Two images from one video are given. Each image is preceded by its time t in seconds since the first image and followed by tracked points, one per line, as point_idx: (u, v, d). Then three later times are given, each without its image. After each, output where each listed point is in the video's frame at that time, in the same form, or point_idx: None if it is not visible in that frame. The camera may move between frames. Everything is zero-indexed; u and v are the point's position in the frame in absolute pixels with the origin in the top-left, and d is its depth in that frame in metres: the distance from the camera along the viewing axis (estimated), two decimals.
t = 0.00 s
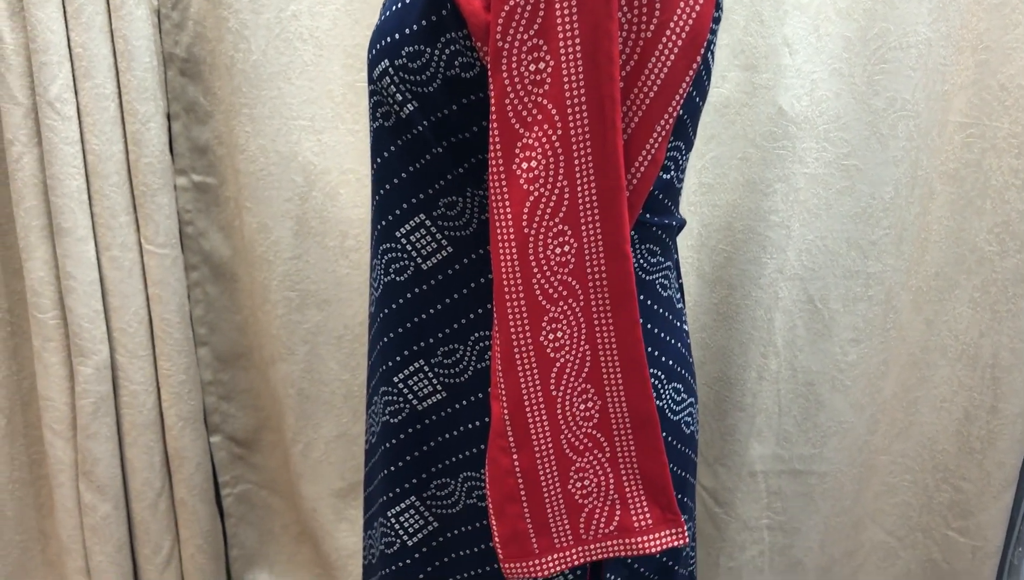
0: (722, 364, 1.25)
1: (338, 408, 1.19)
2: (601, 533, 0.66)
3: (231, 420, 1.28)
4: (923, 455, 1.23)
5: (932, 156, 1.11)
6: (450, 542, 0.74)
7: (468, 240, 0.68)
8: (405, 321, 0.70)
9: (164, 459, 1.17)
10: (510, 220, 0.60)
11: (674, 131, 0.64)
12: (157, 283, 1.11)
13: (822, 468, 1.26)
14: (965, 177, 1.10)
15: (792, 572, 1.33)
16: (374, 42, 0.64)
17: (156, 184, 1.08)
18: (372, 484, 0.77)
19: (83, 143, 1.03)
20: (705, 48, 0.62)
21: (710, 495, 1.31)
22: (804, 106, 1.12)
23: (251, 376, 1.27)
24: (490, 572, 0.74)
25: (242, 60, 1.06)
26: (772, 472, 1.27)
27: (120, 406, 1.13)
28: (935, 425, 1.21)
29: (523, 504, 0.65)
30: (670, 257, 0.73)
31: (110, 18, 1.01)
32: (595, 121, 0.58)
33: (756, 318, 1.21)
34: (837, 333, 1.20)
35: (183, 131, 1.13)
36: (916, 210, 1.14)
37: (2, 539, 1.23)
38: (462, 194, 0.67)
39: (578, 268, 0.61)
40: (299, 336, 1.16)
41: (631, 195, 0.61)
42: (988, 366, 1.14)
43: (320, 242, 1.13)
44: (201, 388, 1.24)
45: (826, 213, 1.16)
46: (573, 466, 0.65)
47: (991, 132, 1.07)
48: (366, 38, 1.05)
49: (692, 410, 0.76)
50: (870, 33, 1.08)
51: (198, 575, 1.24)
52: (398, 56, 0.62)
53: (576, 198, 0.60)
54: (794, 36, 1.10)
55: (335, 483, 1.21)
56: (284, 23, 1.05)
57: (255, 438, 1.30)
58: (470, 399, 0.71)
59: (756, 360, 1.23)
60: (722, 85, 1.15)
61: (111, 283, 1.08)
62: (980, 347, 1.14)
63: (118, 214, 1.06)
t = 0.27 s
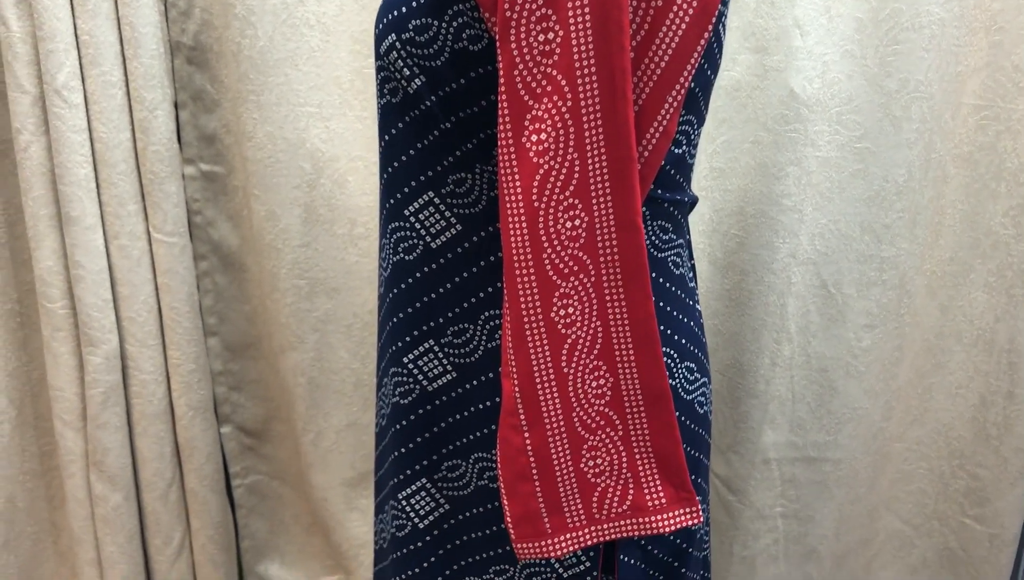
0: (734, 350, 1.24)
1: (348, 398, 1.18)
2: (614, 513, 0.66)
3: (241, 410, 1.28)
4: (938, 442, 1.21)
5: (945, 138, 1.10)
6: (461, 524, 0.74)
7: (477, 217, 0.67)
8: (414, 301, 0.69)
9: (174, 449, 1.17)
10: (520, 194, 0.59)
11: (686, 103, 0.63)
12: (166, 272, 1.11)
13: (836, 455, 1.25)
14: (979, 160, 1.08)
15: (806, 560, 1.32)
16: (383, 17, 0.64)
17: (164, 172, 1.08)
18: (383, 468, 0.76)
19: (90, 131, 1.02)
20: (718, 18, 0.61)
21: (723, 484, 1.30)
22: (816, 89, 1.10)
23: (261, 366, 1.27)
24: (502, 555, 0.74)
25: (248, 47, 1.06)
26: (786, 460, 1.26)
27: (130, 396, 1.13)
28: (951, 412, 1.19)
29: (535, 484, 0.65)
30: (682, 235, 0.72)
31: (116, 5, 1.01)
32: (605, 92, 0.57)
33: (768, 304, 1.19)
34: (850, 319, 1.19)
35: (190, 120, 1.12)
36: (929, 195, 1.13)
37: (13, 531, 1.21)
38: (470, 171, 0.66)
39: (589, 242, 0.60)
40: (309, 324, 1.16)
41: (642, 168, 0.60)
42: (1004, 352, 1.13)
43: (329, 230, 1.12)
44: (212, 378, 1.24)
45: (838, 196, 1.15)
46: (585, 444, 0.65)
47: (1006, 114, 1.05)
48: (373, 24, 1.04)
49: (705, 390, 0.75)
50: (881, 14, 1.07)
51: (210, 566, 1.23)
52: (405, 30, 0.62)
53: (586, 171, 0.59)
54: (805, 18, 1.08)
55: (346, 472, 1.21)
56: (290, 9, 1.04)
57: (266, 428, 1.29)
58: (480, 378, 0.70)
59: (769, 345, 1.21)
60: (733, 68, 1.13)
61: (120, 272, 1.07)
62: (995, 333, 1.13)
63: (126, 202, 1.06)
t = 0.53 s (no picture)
0: (741, 341, 1.23)
1: (354, 389, 1.18)
2: (621, 496, 0.65)
3: (247, 402, 1.27)
4: (947, 434, 1.21)
5: (954, 127, 1.09)
6: (467, 510, 0.73)
7: (482, 198, 0.66)
8: (419, 283, 0.69)
9: (179, 440, 1.17)
10: (526, 171, 0.59)
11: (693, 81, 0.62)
12: (170, 262, 1.10)
13: (844, 447, 1.25)
14: (988, 150, 1.08)
15: (815, 553, 1.31)
16: None
17: (169, 161, 1.07)
18: (389, 454, 0.76)
19: (96, 120, 1.02)
20: None
21: (731, 477, 1.29)
22: (824, 77, 1.10)
23: (267, 358, 1.27)
24: (508, 540, 0.73)
25: (254, 35, 1.05)
26: (794, 452, 1.25)
27: (135, 387, 1.12)
28: (960, 404, 1.19)
29: (541, 466, 0.64)
30: (689, 217, 0.72)
31: None
32: (612, 68, 0.57)
33: (776, 295, 1.18)
34: (858, 310, 1.18)
35: (196, 110, 1.12)
36: (938, 183, 1.12)
37: (19, 523, 1.20)
38: (476, 150, 0.65)
39: (596, 220, 0.60)
40: (315, 315, 1.15)
41: (650, 145, 0.60)
42: (1014, 342, 1.13)
43: (334, 220, 1.12)
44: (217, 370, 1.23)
45: (847, 185, 1.14)
46: (592, 426, 0.64)
47: (1015, 104, 1.05)
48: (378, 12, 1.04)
49: (713, 374, 0.75)
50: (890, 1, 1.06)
51: (216, 558, 1.23)
52: (410, 7, 0.62)
53: (593, 148, 0.58)
54: (813, 5, 1.07)
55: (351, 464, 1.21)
56: None
57: (271, 420, 1.29)
58: (486, 360, 0.70)
59: (777, 335, 1.20)
60: (740, 56, 1.13)
61: (125, 262, 1.07)
62: (1005, 324, 1.13)
63: (131, 191, 1.05)
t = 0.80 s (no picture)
0: (744, 332, 1.22)
1: (356, 381, 1.18)
2: (625, 475, 0.65)
3: (249, 394, 1.27)
4: (950, 427, 1.20)
5: (957, 118, 1.09)
6: (470, 492, 0.73)
7: (486, 177, 0.66)
8: (422, 264, 0.68)
9: (181, 431, 1.17)
10: (530, 146, 0.58)
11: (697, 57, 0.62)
12: (172, 251, 1.10)
13: (847, 440, 1.24)
14: (991, 141, 1.07)
15: (818, 546, 1.30)
16: None
17: (171, 150, 1.07)
18: (392, 438, 0.75)
19: (97, 108, 1.02)
20: None
21: (734, 469, 1.28)
22: (826, 66, 1.10)
23: (269, 350, 1.26)
24: (512, 522, 0.73)
25: (256, 23, 1.05)
26: (797, 444, 1.25)
27: (137, 377, 1.12)
28: (964, 397, 1.18)
29: (545, 443, 0.64)
30: (694, 197, 0.71)
31: None
32: (616, 42, 0.57)
33: (780, 286, 1.18)
34: (862, 301, 1.18)
35: (198, 100, 1.12)
36: (941, 174, 1.12)
37: (20, 514, 1.19)
38: (479, 129, 0.65)
39: (600, 196, 0.60)
40: (317, 305, 1.15)
41: (654, 121, 0.60)
42: (1017, 334, 1.12)
43: (337, 210, 1.12)
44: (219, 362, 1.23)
45: (849, 175, 1.14)
46: (595, 405, 0.64)
47: (1019, 94, 1.04)
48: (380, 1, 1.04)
49: (717, 356, 0.74)
50: None
51: (218, 551, 1.22)
52: None
53: (597, 123, 0.58)
54: None
55: (353, 456, 1.21)
56: None
57: (274, 413, 1.29)
58: (490, 341, 0.70)
59: (780, 326, 1.20)
60: (743, 45, 1.12)
61: (127, 251, 1.07)
62: (1009, 316, 1.12)
63: (133, 179, 1.05)
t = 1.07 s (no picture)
0: (741, 328, 1.22)
1: (351, 376, 1.18)
2: (624, 457, 0.64)
3: (243, 390, 1.26)
4: (948, 423, 1.20)
5: (952, 113, 1.10)
6: (467, 478, 0.73)
7: (484, 157, 0.66)
8: (420, 246, 0.68)
9: (175, 426, 1.16)
10: (529, 124, 0.58)
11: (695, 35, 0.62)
12: (167, 243, 1.10)
13: (844, 436, 1.24)
14: (987, 137, 1.08)
15: (815, 544, 1.30)
16: None
17: (166, 142, 1.07)
18: (388, 424, 0.75)
19: (93, 99, 1.02)
20: None
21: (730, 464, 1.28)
22: (822, 60, 1.10)
23: (264, 346, 1.26)
24: (508, 509, 0.73)
25: (252, 15, 1.05)
26: (794, 440, 1.25)
27: (131, 370, 1.12)
28: (962, 393, 1.19)
29: (543, 424, 0.64)
30: (692, 180, 0.71)
31: None
32: (615, 18, 0.56)
33: (776, 280, 1.18)
34: (858, 296, 1.18)
35: (194, 93, 1.12)
36: (937, 169, 1.12)
37: (13, 510, 1.19)
38: (477, 108, 0.65)
39: (598, 174, 0.59)
40: (312, 299, 1.15)
41: (653, 98, 0.59)
42: (1014, 330, 1.13)
43: (332, 203, 1.12)
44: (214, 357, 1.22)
45: (846, 168, 1.14)
46: (594, 385, 0.63)
47: (1014, 90, 1.05)
48: None
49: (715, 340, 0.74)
50: None
51: (212, 547, 1.22)
52: None
53: (596, 100, 0.58)
54: None
55: (348, 451, 1.20)
56: None
57: (268, 409, 1.28)
58: (488, 324, 0.69)
59: (777, 321, 1.20)
60: (740, 39, 1.12)
61: (122, 243, 1.06)
62: (1005, 311, 1.13)
63: (128, 171, 1.05)
